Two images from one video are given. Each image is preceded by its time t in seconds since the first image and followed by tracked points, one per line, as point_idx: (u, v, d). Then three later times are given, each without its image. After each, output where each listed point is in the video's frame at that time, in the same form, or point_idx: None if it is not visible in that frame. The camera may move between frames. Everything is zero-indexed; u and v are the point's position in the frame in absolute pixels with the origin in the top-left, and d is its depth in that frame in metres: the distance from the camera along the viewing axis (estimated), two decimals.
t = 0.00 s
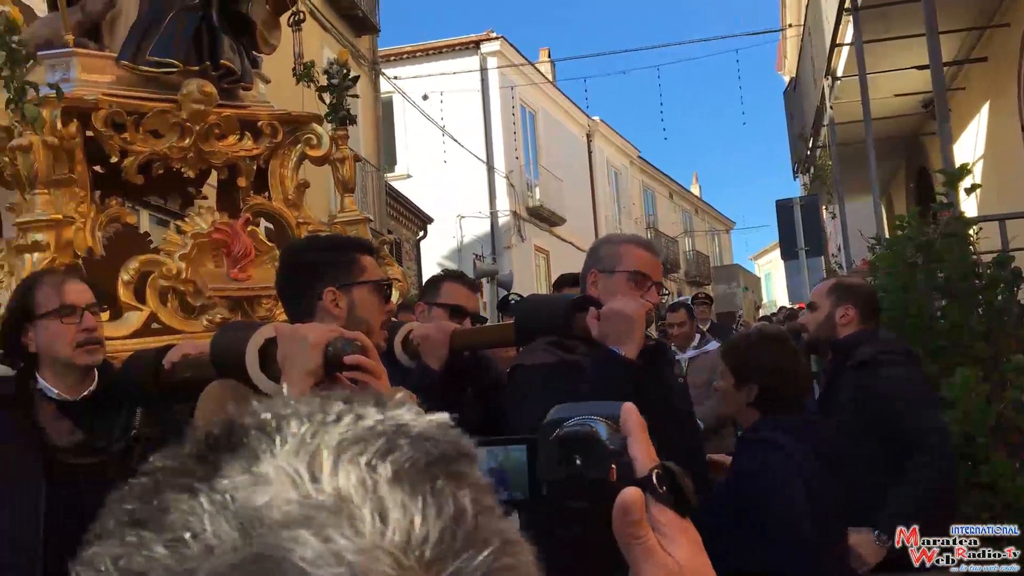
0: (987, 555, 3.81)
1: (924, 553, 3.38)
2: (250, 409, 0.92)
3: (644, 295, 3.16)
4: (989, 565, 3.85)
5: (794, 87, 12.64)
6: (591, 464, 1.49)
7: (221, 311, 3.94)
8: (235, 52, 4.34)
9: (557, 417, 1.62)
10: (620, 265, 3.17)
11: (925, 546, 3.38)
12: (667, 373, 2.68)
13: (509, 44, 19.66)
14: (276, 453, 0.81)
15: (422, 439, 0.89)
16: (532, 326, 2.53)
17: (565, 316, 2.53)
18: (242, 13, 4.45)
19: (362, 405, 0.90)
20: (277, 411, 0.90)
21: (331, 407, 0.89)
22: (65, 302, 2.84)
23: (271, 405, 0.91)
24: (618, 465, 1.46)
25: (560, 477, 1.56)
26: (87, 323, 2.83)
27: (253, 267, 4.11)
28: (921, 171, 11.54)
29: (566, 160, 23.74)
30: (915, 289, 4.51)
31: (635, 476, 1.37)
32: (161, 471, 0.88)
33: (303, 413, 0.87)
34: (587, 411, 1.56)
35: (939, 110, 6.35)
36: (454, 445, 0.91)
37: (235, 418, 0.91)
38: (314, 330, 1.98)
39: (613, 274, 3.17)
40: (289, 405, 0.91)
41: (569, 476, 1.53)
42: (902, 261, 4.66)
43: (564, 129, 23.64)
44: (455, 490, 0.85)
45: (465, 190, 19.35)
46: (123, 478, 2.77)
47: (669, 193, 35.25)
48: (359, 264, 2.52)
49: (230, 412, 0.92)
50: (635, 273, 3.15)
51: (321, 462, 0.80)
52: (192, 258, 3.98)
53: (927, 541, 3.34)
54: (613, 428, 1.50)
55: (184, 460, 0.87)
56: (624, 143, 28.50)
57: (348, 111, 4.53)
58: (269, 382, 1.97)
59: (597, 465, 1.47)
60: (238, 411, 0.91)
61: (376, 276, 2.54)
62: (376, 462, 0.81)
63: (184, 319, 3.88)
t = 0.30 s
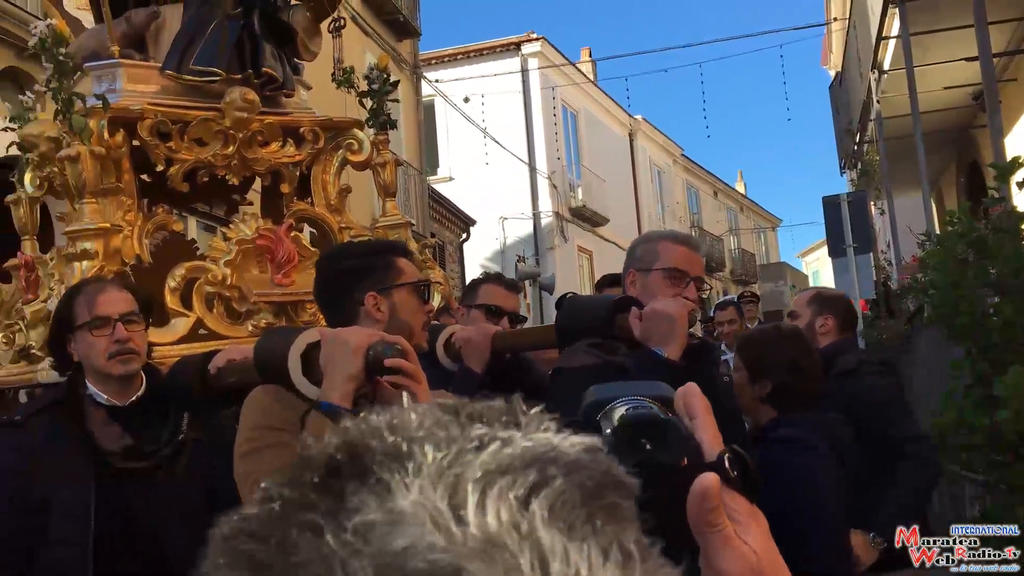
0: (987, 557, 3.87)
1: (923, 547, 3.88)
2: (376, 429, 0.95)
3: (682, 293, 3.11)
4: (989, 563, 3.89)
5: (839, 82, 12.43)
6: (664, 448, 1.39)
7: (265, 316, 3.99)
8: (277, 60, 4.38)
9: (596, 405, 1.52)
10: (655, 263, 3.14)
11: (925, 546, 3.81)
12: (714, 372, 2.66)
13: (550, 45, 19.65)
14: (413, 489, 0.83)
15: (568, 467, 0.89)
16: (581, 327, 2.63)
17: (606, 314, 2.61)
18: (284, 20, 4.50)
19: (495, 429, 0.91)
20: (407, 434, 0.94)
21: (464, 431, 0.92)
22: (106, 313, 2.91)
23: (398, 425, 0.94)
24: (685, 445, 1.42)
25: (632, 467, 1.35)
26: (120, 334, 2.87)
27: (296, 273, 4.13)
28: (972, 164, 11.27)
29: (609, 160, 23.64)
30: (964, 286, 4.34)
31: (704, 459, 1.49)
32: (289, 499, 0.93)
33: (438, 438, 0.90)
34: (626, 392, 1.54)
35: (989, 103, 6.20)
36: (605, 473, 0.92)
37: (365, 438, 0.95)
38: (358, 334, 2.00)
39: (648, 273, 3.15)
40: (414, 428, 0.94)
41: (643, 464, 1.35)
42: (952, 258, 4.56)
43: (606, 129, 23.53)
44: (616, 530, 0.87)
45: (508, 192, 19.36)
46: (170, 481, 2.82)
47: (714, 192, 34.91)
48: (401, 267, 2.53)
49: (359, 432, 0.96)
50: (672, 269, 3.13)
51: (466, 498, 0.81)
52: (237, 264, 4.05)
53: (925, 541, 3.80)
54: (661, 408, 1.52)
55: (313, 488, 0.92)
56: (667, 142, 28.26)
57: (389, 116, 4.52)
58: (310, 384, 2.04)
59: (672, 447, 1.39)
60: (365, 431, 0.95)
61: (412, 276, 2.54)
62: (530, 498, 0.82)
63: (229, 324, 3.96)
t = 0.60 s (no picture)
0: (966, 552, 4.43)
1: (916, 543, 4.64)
2: (424, 468, 0.97)
3: (712, 302, 3.09)
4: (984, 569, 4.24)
5: (870, 83, 12.31)
6: (693, 460, 1.31)
7: (296, 326, 4.03)
8: (305, 72, 4.40)
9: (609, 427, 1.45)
10: (686, 272, 3.12)
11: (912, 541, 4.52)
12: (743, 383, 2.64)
13: (578, 49, 19.64)
14: (465, 543, 0.84)
15: (628, 520, 0.88)
16: (608, 336, 2.63)
17: (634, 326, 2.61)
18: (311, 33, 4.56)
19: (550, 476, 0.92)
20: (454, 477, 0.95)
21: (517, 477, 0.93)
22: (138, 326, 3.00)
23: (447, 469, 0.96)
24: (712, 458, 1.35)
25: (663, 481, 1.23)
26: (147, 346, 2.93)
27: (326, 283, 4.18)
28: (1007, 165, 11.09)
29: (638, 163, 23.56)
30: (998, 289, 4.26)
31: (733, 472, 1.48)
32: (332, 548, 0.95)
33: (490, 486, 0.91)
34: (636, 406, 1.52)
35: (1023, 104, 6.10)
36: (670, 522, 0.92)
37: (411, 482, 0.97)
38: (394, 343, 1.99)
39: (679, 281, 3.13)
40: (461, 470, 0.96)
41: (672, 478, 1.27)
42: (985, 263, 4.49)
43: (635, 133, 23.47)
44: None
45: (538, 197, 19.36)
46: (204, 491, 2.82)
47: (745, 194, 34.67)
48: (407, 275, 2.50)
49: (405, 473, 0.98)
50: (704, 279, 3.10)
51: (522, 556, 0.81)
52: (268, 275, 4.10)
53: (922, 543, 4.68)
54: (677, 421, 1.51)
55: (355, 538, 0.94)
56: (696, 144, 28.12)
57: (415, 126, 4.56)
58: (340, 394, 2.08)
59: (700, 459, 1.31)
60: (412, 474, 0.96)
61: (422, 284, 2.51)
62: (589, 553, 0.82)
63: (261, 334, 4.01)
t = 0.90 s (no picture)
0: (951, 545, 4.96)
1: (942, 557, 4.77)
2: (440, 509, 1.04)
3: (733, 312, 3.08)
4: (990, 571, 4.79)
5: (893, 87, 12.22)
6: (709, 479, 1.37)
7: (321, 338, 4.06)
8: (329, 86, 4.47)
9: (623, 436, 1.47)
10: (708, 283, 3.12)
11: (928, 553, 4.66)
12: (767, 397, 2.63)
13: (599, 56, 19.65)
14: None
15: None
16: (632, 347, 2.54)
17: (659, 337, 2.54)
18: (335, 47, 4.60)
19: (564, 524, 0.98)
20: (467, 519, 1.02)
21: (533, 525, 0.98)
22: (168, 338, 2.98)
23: (462, 513, 1.02)
24: (728, 478, 1.41)
25: (676, 502, 1.31)
26: (176, 358, 2.93)
27: (350, 295, 4.20)
28: None
29: (660, 169, 23.51)
30: None
31: (749, 491, 1.54)
32: None
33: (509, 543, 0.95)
34: (650, 415, 1.54)
35: None
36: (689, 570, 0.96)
37: (424, 526, 1.05)
38: (423, 356, 2.01)
39: (701, 292, 3.13)
40: (475, 513, 1.02)
41: (687, 495, 1.33)
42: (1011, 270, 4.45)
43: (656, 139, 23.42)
44: None
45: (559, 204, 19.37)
46: (231, 502, 2.86)
47: (768, 199, 34.48)
48: (427, 286, 2.51)
49: (420, 516, 1.06)
50: (725, 288, 3.09)
51: None
52: (294, 287, 4.12)
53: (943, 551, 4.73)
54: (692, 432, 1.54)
55: None
56: (719, 149, 28.01)
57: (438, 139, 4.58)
58: (372, 405, 2.10)
59: (716, 479, 1.38)
60: (425, 520, 1.04)
61: (438, 293, 2.50)
62: None
63: (286, 345, 4.04)
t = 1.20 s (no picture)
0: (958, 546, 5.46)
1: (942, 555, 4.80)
2: (475, 538, 1.05)
3: (742, 314, 3.07)
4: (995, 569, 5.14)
5: (914, 92, 12.17)
6: (732, 497, 1.40)
7: (343, 347, 4.07)
8: (351, 98, 4.53)
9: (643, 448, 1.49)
10: (715, 286, 3.12)
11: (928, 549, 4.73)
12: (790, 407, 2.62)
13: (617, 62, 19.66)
14: None
15: None
16: (654, 362, 2.53)
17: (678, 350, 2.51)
18: (356, 59, 4.66)
19: (600, 554, 1.00)
20: (503, 551, 1.03)
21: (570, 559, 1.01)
22: (192, 350, 3.01)
23: (498, 545, 1.03)
24: (751, 496, 1.42)
25: (695, 520, 1.36)
26: (199, 370, 2.96)
27: (372, 305, 4.22)
28: None
29: (678, 175, 23.47)
30: None
31: (773, 509, 1.53)
32: None
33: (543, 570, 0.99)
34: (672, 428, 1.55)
35: None
36: None
37: (458, 555, 1.06)
38: (446, 366, 1.99)
39: (709, 295, 3.13)
40: (509, 544, 1.03)
41: (711, 515, 1.37)
42: None
43: (675, 144, 23.39)
44: None
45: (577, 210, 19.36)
46: (257, 511, 2.86)
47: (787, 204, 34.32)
48: (456, 299, 2.52)
49: (454, 545, 1.07)
50: (732, 290, 3.09)
51: None
52: (316, 297, 4.15)
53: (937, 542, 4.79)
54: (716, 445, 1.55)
55: None
56: (737, 155, 27.97)
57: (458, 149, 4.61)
58: (390, 417, 2.09)
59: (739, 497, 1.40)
60: (460, 548, 1.05)
61: (469, 306, 2.51)
62: None
63: (308, 355, 4.07)
